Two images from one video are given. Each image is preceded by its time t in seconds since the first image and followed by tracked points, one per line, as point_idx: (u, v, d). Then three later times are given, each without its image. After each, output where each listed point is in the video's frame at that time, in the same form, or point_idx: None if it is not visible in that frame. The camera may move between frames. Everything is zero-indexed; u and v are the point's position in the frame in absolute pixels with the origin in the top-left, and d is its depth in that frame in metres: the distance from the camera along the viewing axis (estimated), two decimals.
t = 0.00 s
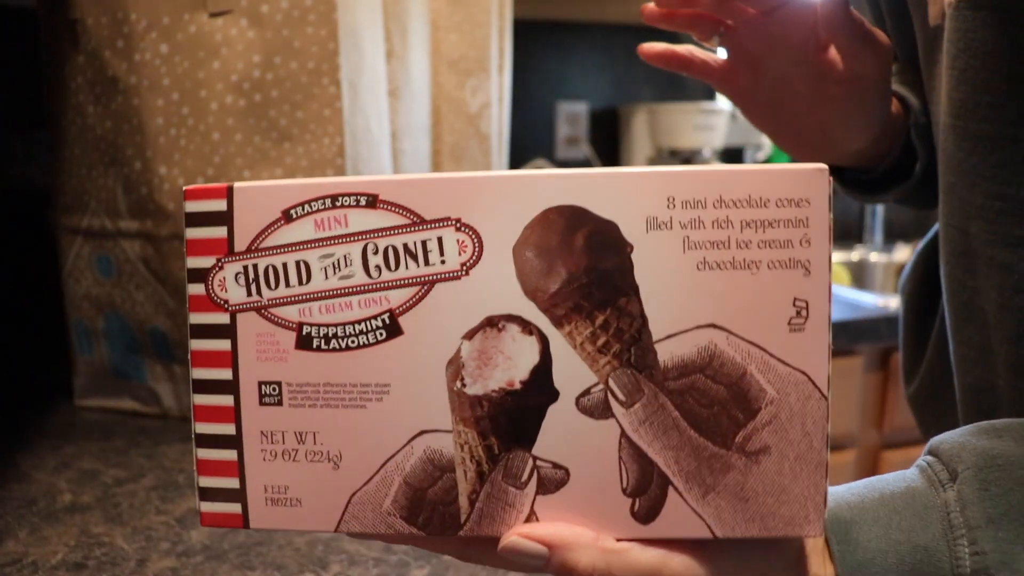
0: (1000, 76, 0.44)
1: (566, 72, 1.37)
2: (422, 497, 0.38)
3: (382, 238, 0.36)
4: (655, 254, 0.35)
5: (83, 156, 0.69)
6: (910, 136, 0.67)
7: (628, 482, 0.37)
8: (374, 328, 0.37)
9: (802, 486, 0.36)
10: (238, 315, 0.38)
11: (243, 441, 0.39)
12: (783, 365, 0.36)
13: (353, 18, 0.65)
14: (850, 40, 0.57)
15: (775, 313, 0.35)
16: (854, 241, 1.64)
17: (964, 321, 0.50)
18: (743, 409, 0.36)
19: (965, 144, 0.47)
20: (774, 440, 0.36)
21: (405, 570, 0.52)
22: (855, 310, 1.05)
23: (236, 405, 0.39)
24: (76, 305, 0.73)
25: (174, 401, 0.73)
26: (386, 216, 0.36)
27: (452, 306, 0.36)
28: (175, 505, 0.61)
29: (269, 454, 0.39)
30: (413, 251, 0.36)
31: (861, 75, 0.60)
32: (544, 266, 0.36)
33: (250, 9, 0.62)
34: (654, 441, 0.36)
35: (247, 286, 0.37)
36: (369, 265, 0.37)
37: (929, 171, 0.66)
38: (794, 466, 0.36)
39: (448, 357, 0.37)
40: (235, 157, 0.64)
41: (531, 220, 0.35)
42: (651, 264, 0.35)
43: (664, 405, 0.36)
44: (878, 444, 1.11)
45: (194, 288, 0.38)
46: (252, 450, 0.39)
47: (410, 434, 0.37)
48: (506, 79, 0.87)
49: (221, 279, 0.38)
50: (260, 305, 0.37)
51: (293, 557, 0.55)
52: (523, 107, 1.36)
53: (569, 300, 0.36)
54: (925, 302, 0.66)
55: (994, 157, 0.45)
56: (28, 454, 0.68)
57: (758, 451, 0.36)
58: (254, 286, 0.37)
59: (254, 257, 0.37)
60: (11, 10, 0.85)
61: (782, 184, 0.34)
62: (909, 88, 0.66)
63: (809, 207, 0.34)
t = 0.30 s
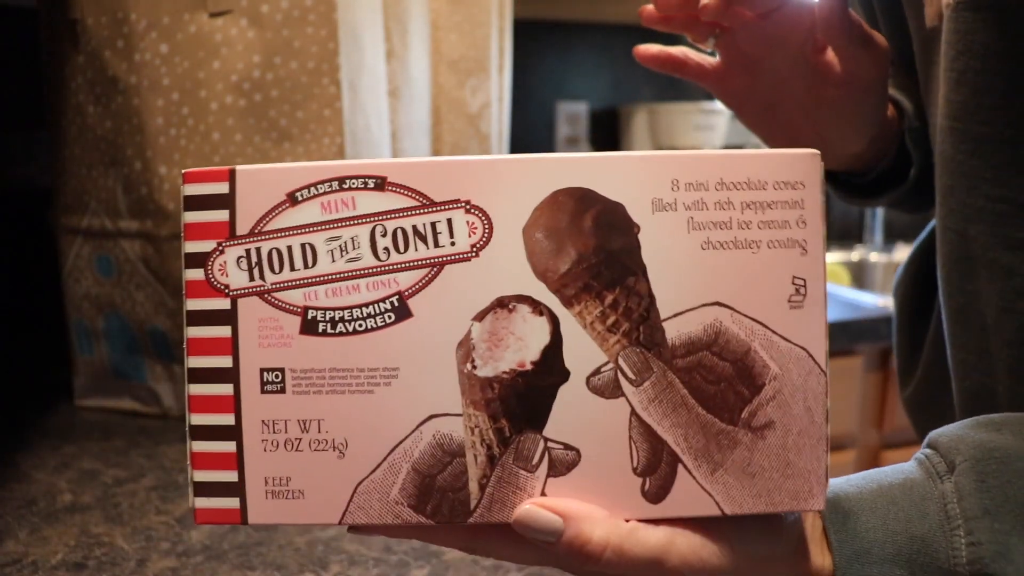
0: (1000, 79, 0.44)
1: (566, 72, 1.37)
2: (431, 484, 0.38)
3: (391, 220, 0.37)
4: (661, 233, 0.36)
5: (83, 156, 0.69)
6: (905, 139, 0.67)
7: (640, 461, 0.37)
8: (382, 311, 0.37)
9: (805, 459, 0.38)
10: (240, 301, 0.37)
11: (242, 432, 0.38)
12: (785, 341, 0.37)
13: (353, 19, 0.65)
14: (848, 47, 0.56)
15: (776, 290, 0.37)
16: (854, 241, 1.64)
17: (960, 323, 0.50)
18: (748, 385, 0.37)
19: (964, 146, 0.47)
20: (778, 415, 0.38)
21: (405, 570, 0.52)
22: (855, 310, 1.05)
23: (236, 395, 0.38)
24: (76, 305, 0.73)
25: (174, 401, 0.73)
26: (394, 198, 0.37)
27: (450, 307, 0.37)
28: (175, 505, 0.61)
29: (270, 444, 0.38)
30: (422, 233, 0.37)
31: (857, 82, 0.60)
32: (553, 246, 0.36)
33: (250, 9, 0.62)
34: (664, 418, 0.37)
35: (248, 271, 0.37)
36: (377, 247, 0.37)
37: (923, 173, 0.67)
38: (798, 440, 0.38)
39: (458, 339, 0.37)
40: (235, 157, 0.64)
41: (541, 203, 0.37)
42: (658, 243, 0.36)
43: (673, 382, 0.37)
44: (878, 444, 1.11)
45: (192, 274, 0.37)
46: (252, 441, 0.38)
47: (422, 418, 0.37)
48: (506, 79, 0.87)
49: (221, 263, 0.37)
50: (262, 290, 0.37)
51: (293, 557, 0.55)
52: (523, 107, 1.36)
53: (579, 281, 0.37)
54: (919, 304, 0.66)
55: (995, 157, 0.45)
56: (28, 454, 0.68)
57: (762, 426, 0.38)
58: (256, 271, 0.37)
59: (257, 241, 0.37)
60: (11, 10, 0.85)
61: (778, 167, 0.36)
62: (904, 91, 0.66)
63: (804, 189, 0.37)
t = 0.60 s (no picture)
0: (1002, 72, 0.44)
1: (565, 72, 1.37)
2: (434, 474, 0.38)
3: (393, 205, 0.37)
4: (670, 219, 0.36)
5: (83, 156, 0.69)
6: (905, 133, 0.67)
7: (647, 451, 0.37)
8: (384, 298, 0.37)
9: (816, 450, 0.38)
10: (237, 287, 0.37)
11: (242, 421, 0.38)
12: (796, 330, 0.37)
13: (353, 19, 0.65)
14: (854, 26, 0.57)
15: (787, 277, 0.37)
16: (854, 241, 1.64)
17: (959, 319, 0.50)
18: (758, 374, 0.37)
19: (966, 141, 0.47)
20: (789, 405, 0.38)
21: (405, 570, 0.52)
22: (855, 310, 1.05)
23: (237, 385, 0.38)
24: (76, 305, 0.73)
25: (175, 401, 0.73)
26: (396, 182, 0.37)
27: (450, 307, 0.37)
28: (175, 505, 0.61)
29: (270, 433, 0.38)
30: (425, 218, 0.37)
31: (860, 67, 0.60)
32: (559, 232, 0.37)
33: (250, 9, 0.62)
34: (672, 408, 0.37)
35: (247, 256, 0.37)
36: (379, 233, 0.37)
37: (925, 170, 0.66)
38: (808, 430, 0.38)
39: (461, 327, 0.37)
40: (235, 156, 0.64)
41: (547, 187, 0.36)
42: (666, 229, 0.36)
43: (681, 371, 0.37)
44: (878, 444, 1.11)
45: (190, 260, 0.37)
46: (252, 430, 0.38)
47: (425, 408, 0.37)
48: (506, 79, 0.87)
49: (219, 249, 0.37)
50: (261, 276, 0.37)
51: (293, 556, 0.55)
52: (523, 107, 1.36)
53: (585, 267, 0.37)
54: (915, 305, 0.66)
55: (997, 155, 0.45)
56: (28, 454, 0.68)
57: (772, 416, 0.38)
58: (255, 257, 0.37)
59: (256, 227, 0.37)
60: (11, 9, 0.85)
61: (790, 151, 0.36)
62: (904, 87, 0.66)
63: (817, 174, 0.36)
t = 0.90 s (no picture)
0: (1001, 70, 0.44)
1: (565, 72, 1.37)
2: (432, 462, 0.38)
3: (393, 193, 0.37)
4: (672, 209, 0.36)
5: (83, 156, 0.69)
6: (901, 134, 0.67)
7: (646, 441, 0.37)
8: (384, 286, 0.37)
9: (815, 443, 0.38)
10: (239, 274, 0.37)
11: (240, 407, 0.38)
12: (797, 322, 0.37)
13: (353, 19, 0.65)
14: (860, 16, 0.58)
15: (790, 270, 0.37)
16: (854, 241, 1.64)
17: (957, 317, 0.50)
18: (759, 365, 0.38)
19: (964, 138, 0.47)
20: (789, 397, 0.38)
21: (405, 570, 0.52)
22: (855, 310, 1.05)
23: (236, 375, 0.38)
24: (76, 305, 0.73)
25: (175, 401, 0.73)
26: (397, 169, 0.37)
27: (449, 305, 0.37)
28: (175, 505, 0.61)
29: (269, 420, 0.38)
30: (426, 206, 0.37)
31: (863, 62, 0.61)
32: (560, 221, 0.37)
33: (251, 9, 0.62)
34: (671, 399, 0.37)
35: (248, 243, 0.37)
36: (379, 221, 0.37)
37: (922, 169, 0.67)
38: (809, 422, 0.38)
39: (462, 315, 0.37)
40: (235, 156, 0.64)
41: (548, 174, 0.36)
42: (668, 220, 0.36)
43: (681, 361, 0.37)
44: (878, 444, 1.11)
45: (191, 246, 0.37)
46: (252, 416, 0.38)
47: (422, 397, 0.37)
48: (506, 78, 0.87)
49: (221, 235, 0.37)
50: (261, 262, 0.37)
51: (293, 556, 0.55)
52: (523, 107, 1.36)
53: (586, 256, 0.37)
54: (913, 305, 0.66)
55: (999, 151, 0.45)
56: (28, 454, 0.68)
57: (773, 407, 0.38)
58: (255, 243, 0.37)
59: (256, 213, 0.37)
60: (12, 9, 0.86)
61: (793, 142, 0.36)
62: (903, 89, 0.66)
63: (820, 165, 0.36)
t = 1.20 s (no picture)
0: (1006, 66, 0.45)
1: (565, 72, 1.37)
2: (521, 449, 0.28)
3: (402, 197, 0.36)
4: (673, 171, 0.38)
5: (83, 156, 0.69)
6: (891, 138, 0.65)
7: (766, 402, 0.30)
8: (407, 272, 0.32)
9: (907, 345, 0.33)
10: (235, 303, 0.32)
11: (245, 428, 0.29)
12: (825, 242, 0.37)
13: (353, 19, 0.64)
14: (848, 28, 0.58)
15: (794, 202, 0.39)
16: (854, 241, 1.64)
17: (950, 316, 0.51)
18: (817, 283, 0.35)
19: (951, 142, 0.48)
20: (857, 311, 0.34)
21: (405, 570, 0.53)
22: (854, 309, 1.05)
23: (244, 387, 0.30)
24: (76, 305, 0.73)
25: (174, 401, 0.74)
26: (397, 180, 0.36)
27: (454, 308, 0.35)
28: (175, 505, 0.61)
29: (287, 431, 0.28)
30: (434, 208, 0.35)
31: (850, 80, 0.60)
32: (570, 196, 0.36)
33: (251, 9, 0.61)
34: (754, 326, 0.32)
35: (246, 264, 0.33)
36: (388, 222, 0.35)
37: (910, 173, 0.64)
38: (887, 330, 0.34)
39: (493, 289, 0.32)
40: (235, 157, 0.64)
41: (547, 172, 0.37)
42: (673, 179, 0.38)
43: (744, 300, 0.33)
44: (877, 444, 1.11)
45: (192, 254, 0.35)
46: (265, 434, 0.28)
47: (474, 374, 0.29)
48: (507, 79, 0.87)
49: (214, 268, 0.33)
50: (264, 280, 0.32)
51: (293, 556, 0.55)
52: (523, 107, 1.36)
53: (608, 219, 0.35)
54: (904, 304, 0.66)
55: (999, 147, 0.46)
56: (28, 454, 0.68)
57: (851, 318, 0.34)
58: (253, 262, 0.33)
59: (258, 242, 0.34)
60: (11, 9, 0.86)
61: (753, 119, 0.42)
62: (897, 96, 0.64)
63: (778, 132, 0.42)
